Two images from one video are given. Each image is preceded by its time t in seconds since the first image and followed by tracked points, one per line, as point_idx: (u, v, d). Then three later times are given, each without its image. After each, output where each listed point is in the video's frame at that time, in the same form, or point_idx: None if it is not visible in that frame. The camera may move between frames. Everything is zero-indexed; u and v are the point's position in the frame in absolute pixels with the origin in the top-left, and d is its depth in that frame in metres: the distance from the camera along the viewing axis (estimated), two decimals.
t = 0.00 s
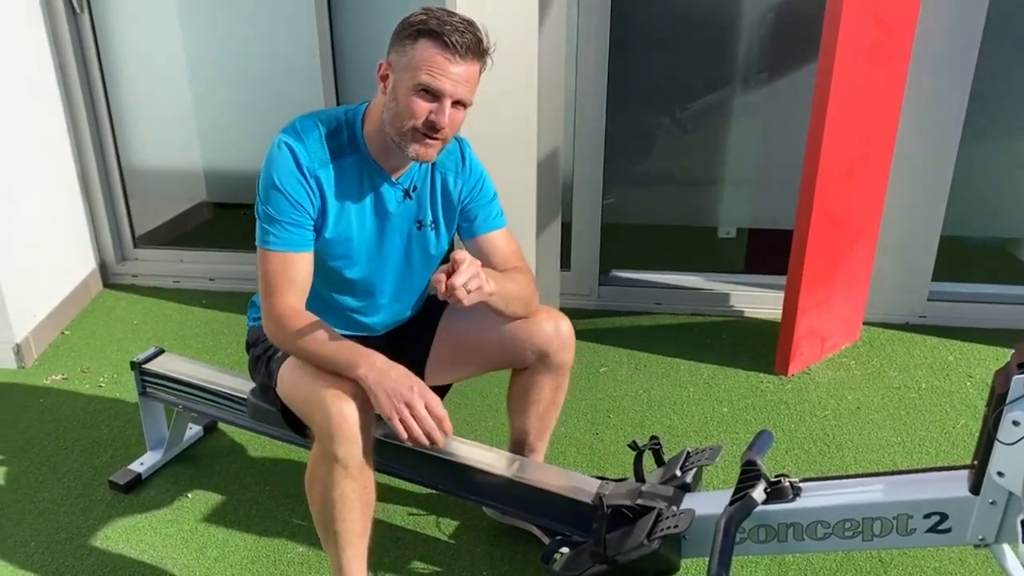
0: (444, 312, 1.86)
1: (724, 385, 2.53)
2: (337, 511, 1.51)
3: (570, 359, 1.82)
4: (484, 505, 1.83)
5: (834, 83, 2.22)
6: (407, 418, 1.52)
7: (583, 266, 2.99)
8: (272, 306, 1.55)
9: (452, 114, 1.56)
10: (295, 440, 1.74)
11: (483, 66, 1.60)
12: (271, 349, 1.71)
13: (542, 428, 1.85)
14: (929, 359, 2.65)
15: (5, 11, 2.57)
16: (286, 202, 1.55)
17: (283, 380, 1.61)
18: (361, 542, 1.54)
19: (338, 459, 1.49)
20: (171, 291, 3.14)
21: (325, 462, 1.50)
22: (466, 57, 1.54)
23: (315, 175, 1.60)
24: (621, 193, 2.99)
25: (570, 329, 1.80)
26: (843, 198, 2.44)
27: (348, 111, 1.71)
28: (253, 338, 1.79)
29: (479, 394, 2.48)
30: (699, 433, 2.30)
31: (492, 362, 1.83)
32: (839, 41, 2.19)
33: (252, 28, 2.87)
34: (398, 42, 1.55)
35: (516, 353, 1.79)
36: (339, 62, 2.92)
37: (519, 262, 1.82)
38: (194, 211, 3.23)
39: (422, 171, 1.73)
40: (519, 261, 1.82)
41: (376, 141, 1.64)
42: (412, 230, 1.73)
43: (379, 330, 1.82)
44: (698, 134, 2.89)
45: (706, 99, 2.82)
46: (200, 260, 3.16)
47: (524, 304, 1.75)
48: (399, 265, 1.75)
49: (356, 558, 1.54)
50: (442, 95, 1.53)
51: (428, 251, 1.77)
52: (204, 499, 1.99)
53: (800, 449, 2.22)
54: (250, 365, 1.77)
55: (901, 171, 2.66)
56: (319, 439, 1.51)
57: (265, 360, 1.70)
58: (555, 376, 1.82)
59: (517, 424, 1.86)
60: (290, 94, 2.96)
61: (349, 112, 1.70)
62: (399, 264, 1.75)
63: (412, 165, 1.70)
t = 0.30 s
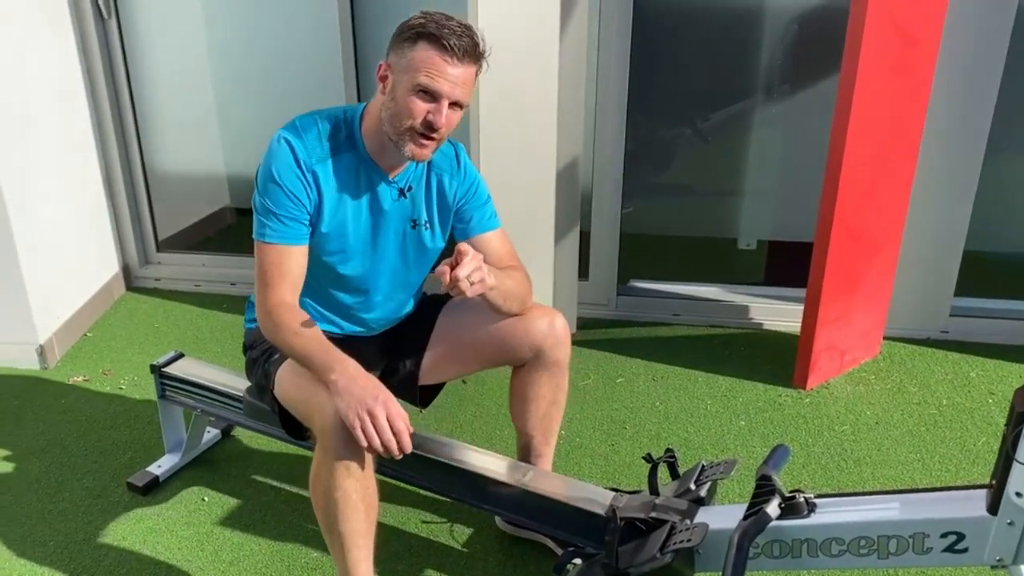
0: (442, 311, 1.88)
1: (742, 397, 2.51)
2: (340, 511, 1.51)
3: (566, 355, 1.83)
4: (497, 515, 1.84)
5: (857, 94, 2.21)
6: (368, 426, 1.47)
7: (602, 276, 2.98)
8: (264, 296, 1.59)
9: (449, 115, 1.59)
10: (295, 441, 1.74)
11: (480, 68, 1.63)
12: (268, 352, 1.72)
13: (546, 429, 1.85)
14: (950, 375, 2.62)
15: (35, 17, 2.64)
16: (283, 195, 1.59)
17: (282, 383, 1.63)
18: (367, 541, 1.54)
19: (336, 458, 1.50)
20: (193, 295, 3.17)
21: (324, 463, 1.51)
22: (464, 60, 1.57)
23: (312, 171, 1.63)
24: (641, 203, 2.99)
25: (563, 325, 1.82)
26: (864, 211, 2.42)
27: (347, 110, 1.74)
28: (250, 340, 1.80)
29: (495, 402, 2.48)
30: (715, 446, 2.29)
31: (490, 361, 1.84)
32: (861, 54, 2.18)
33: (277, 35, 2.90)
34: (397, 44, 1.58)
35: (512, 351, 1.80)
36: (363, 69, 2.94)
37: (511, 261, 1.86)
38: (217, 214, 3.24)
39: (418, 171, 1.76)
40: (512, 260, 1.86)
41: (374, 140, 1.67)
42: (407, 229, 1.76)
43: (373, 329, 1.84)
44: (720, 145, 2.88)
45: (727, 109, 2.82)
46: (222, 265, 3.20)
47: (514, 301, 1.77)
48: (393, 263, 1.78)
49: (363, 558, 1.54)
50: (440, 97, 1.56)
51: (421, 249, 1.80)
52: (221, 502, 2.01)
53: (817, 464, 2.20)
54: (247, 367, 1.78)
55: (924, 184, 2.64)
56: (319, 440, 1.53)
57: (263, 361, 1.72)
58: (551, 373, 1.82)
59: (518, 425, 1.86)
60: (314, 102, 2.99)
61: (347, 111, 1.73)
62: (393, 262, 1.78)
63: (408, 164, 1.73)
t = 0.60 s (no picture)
0: (440, 312, 1.90)
1: (756, 409, 2.50)
2: (342, 511, 1.51)
3: (563, 351, 1.83)
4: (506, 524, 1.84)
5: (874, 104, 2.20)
6: (371, 428, 1.48)
7: (616, 285, 2.98)
8: (269, 295, 1.60)
9: (448, 118, 1.62)
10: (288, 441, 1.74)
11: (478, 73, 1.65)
12: (264, 354, 1.73)
13: (549, 431, 1.83)
14: (967, 389, 2.59)
15: (58, 21, 2.68)
16: (287, 195, 1.61)
17: (280, 384, 1.63)
18: (370, 541, 1.54)
19: (338, 458, 1.50)
20: (210, 299, 3.20)
21: (327, 462, 1.52)
22: (462, 65, 1.59)
23: (315, 171, 1.65)
24: (657, 212, 2.98)
25: (560, 321, 1.83)
26: (881, 223, 2.40)
27: (345, 113, 1.77)
28: (247, 341, 1.80)
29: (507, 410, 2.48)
30: (727, 458, 2.27)
31: (489, 358, 1.85)
32: (879, 65, 2.16)
33: (297, 42, 2.92)
34: (397, 49, 1.61)
35: (509, 346, 1.81)
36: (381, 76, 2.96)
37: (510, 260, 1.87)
38: (234, 218, 3.26)
39: (416, 173, 1.79)
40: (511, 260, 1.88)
41: (373, 142, 1.70)
42: (405, 230, 1.79)
43: (371, 329, 1.87)
44: (736, 155, 2.87)
45: (744, 120, 2.81)
46: (239, 270, 3.22)
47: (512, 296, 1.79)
48: (391, 263, 1.81)
49: (367, 557, 1.54)
50: (439, 100, 1.59)
51: (418, 249, 1.82)
52: (232, 506, 2.02)
53: (831, 478, 2.18)
54: (244, 369, 1.79)
55: (943, 196, 2.61)
56: (320, 441, 1.53)
57: (259, 362, 1.72)
58: (548, 370, 1.82)
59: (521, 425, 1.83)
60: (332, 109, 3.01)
61: (346, 114, 1.76)
62: (391, 262, 1.81)
63: (406, 166, 1.76)
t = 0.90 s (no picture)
0: (438, 312, 1.91)
1: (764, 419, 2.49)
2: (341, 511, 1.52)
3: (562, 350, 1.84)
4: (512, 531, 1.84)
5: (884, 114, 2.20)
6: (371, 429, 1.50)
7: (625, 293, 2.97)
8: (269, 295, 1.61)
9: (450, 119, 1.63)
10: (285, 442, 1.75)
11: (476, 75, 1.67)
12: (263, 356, 1.74)
13: (551, 433, 1.82)
14: (978, 401, 2.58)
15: (74, 26, 2.71)
16: (290, 194, 1.62)
17: (279, 385, 1.64)
18: (370, 541, 1.54)
19: (337, 458, 1.52)
20: (221, 303, 3.22)
21: (327, 462, 1.53)
22: (461, 68, 1.61)
23: (318, 171, 1.67)
24: (667, 220, 2.98)
25: (558, 320, 1.84)
26: (891, 233, 2.39)
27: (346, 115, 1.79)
28: (245, 343, 1.81)
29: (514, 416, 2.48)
30: (734, 468, 2.27)
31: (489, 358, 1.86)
32: (890, 76, 2.16)
33: (310, 49, 2.95)
34: (396, 53, 1.62)
35: (508, 344, 1.82)
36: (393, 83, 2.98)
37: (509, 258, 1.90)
38: (246, 224, 3.28)
39: (415, 174, 1.81)
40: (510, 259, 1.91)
41: (375, 144, 1.71)
42: (404, 230, 1.81)
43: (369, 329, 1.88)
44: (746, 164, 2.87)
45: (755, 128, 2.81)
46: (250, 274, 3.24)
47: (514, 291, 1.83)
48: (390, 263, 1.83)
49: (367, 557, 1.54)
50: (439, 102, 1.60)
51: (417, 250, 1.84)
52: (239, 509, 2.03)
53: (838, 488, 2.17)
54: (243, 370, 1.80)
55: (955, 207, 2.60)
56: (319, 441, 1.54)
57: (259, 363, 1.74)
58: (548, 369, 1.82)
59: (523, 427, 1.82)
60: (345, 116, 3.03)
61: (346, 116, 1.78)
62: (391, 262, 1.83)
63: (406, 167, 1.78)
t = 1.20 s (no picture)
0: (439, 318, 1.92)
1: (768, 426, 2.49)
2: (341, 513, 1.53)
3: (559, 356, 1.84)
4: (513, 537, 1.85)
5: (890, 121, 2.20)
6: (372, 431, 1.51)
7: (630, 299, 2.98)
8: (274, 296, 1.62)
9: (455, 124, 1.64)
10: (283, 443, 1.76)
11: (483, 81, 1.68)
12: (263, 358, 1.75)
13: (549, 438, 1.83)
14: (983, 410, 2.57)
15: (83, 30, 2.74)
16: (297, 196, 1.63)
17: (280, 386, 1.65)
18: (370, 544, 1.55)
19: (338, 460, 1.52)
20: (226, 308, 3.24)
21: (328, 464, 1.53)
22: (468, 73, 1.62)
23: (325, 174, 1.68)
24: (672, 227, 2.99)
25: (554, 326, 1.85)
26: (896, 240, 2.39)
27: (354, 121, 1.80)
28: (245, 345, 1.82)
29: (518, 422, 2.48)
30: (736, 476, 2.27)
31: (486, 363, 1.87)
32: (895, 84, 2.16)
33: (319, 55, 2.96)
34: (404, 56, 1.63)
35: (506, 350, 1.82)
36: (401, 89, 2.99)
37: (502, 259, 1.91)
38: (252, 228, 3.30)
39: (421, 181, 1.82)
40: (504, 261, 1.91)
41: (381, 148, 1.73)
42: (408, 236, 1.82)
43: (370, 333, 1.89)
44: (752, 171, 2.87)
45: (761, 135, 2.81)
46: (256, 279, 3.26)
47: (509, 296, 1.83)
48: (393, 267, 1.84)
49: (366, 560, 1.55)
50: (446, 107, 1.61)
51: (421, 254, 1.85)
52: (242, 513, 2.04)
53: (841, 496, 2.17)
54: (243, 372, 1.81)
55: (960, 215, 2.60)
56: (320, 444, 1.55)
57: (259, 365, 1.74)
58: (546, 375, 1.82)
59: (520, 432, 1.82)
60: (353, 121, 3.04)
61: (355, 121, 1.79)
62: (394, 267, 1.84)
63: (412, 172, 1.79)
